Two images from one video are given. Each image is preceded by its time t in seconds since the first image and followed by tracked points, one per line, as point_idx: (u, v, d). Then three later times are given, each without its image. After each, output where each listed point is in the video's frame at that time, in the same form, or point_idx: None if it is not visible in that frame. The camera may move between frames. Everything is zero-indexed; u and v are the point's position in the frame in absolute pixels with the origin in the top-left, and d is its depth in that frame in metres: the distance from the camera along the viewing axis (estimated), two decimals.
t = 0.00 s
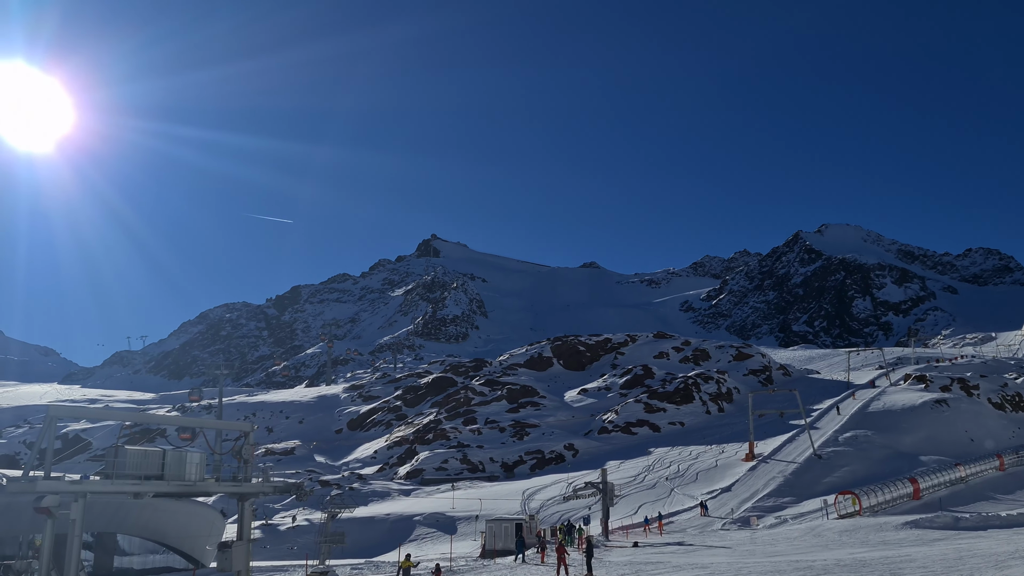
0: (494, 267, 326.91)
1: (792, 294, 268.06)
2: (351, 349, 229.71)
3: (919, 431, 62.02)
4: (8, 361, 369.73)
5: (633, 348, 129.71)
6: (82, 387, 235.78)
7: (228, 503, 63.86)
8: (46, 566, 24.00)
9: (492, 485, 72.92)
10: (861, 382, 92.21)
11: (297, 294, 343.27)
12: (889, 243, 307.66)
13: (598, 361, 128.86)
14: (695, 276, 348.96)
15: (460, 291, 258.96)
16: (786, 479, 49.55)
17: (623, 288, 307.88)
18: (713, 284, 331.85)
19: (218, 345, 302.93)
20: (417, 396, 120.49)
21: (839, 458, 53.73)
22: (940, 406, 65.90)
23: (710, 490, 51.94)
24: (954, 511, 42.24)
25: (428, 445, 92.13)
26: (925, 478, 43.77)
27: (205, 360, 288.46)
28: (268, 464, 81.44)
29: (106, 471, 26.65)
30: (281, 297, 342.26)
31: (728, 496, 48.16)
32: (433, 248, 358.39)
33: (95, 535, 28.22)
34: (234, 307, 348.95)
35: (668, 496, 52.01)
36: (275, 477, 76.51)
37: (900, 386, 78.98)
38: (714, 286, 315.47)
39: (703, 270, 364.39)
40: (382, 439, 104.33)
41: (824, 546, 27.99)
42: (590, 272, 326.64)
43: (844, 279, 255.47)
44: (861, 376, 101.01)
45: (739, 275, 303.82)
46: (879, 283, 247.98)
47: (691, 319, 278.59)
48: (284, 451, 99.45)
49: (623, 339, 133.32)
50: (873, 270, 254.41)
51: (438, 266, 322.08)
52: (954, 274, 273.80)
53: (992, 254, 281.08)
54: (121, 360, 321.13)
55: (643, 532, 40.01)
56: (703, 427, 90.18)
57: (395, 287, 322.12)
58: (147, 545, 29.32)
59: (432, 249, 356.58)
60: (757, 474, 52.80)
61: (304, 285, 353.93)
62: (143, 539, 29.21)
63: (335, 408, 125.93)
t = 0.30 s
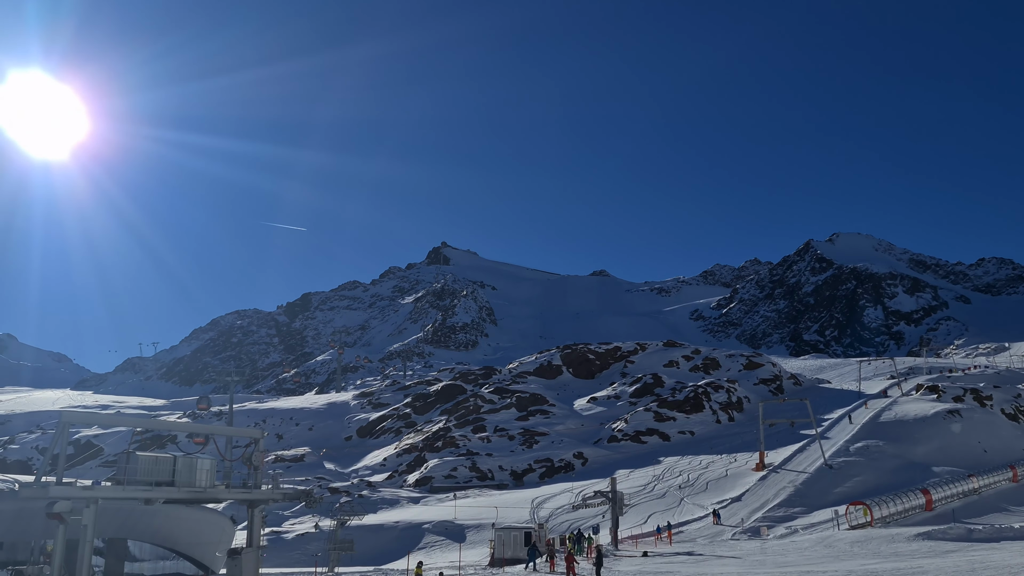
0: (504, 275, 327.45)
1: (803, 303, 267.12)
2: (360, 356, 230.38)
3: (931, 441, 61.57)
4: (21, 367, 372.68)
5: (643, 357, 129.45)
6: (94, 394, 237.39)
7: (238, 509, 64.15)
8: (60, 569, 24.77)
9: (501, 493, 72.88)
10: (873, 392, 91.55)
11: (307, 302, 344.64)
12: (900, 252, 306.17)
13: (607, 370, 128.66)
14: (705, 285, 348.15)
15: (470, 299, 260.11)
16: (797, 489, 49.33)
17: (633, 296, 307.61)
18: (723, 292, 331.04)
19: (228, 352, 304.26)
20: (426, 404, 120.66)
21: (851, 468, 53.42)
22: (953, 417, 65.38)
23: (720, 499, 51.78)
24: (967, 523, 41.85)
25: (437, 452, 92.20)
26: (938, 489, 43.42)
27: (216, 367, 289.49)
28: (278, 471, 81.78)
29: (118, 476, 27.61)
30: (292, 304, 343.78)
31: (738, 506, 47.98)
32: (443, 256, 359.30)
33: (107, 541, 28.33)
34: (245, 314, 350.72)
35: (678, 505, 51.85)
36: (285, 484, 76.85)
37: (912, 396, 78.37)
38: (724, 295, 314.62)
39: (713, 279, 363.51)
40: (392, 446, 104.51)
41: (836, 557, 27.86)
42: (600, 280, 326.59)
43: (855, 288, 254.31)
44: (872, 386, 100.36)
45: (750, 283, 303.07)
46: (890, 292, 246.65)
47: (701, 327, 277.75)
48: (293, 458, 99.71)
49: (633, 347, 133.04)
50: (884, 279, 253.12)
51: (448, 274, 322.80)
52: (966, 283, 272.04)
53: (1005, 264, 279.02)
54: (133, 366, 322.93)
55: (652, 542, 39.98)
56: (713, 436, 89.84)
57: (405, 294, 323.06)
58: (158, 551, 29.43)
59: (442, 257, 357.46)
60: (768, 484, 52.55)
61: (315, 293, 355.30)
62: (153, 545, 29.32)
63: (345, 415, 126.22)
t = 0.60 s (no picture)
0: (511, 284, 327.88)
1: (811, 313, 267.08)
2: (368, 365, 230.72)
3: (940, 453, 61.31)
4: (30, 374, 374.49)
5: (650, 366, 129.25)
6: (101, 401, 238.16)
7: (245, 517, 64.26)
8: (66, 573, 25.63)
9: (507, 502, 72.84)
10: (881, 403, 91.16)
11: (315, 309, 345.59)
12: (909, 263, 305.51)
13: (614, 379, 128.46)
14: (712, 295, 347.70)
15: (477, 308, 260.77)
16: (805, 501, 49.09)
17: (640, 306, 307.56)
18: (730, 302, 330.57)
19: (236, 359, 304.93)
20: (432, 412, 120.69)
21: (859, 479, 53.23)
22: (961, 428, 65.04)
23: (727, 510, 51.66)
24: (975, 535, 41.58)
25: (443, 461, 92.22)
26: (946, 500, 43.21)
27: (223, 374, 290.14)
28: (285, 479, 82.02)
29: (124, 483, 28.39)
30: (299, 312, 344.89)
31: (745, 516, 47.86)
32: (450, 264, 360.08)
33: (113, 547, 28.50)
34: (253, 322, 351.74)
35: (684, 515, 51.73)
36: (291, 492, 77.03)
37: (920, 408, 77.93)
38: (732, 305, 314.28)
39: (720, 289, 363.15)
40: (398, 455, 104.57)
41: (842, 570, 27.66)
42: (607, 289, 326.68)
43: (864, 298, 253.92)
44: (881, 397, 99.91)
45: (757, 293, 302.78)
46: (898, 302, 245.91)
47: (709, 337, 277.18)
48: (299, 466, 99.90)
49: (640, 357, 132.79)
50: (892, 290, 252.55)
51: (455, 283, 323.35)
52: (975, 294, 271.17)
53: (1015, 275, 277.82)
54: (140, 374, 324.07)
55: (657, 552, 40.01)
56: (719, 447, 89.53)
57: (413, 303, 323.71)
58: (164, 558, 29.48)
59: (449, 266, 358.12)
60: (774, 494, 52.41)
61: (322, 301, 356.23)
62: (160, 552, 29.39)
63: (351, 423, 126.30)
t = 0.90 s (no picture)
0: (518, 289, 328.10)
1: (819, 320, 266.34)
2: (374, 369, 231.03)
3: (949, 461, 61.03)
4: (38, 377, 376.01)
5: (657, 372, 129.00)
6: (109, 404, 238.92)
7: (251, 521, 64.38)
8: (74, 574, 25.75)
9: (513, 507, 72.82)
10: (889, 410, 90.78)
11: (322, 314, 346.38)
12: (917, 269, 304.62)
13: (621, 385, 128.31)
14: (719, 301, 347.17)
15: (483, 313, 260.90)
16: (812, 508, 48.96)
17: (647, 312, 307.38)
18: (738, 308, 329.95)
19: (243, 363, 305.63)
20: (439, 417, 120.73)
21: (867, 487, 53.00)
22: (970, 436, 64.70)
23: (733, 517, 51.56)
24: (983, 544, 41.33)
25: (450, 466, 92.29)
26: (954, 509, 43.00)
27: (230, 378, 290.70)
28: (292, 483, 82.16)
29: (133, 486, 28.58)
30: (306, 316, 345.68)
31: (752, 523, 47.76)
32: (457, 269, 360.66)
33: (120, 550, 28.70)
34: (261, 326, 352.81)
35: (691, 522, 51.63)
36: (297, 496, 77.18)
37: (928, 415, 77.61)
38: (739, 311, 313.76)
39: (728, 295, 362.57)
40: (404, 460, 104.73)
41: None
42: (613, 295, 326.53)
43: (872, 305, 253.52)
44: (889, 404, 99.55)
45: (765, 300, 302.78)
46: (906, 309, 245.10)
47: (715, 343, 276.73)
48: (306, 470, 100.04)
49: (647, 363, 132.55)
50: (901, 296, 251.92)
51: (462, 287, 323.67)
52: (984, 301, 269.97)
53: None
54: (148, 377, 324.91)
55: (664, 559, 39.92)
56: (726, 453, 89.33)
57: (420, 308, 324.08)
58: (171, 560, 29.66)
59: (456, 270, 358.68)
60: (782, 501, 52.24)
61: (329, 305, 357.07)
62: (167, 555, 29.72)
63: (358, 428, 126.43)
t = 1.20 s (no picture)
0: (522, 291, 328.05)
1: (823, 322, 265.94)
2: (379, 371, 231.17)
3: (954, 463, 60.87)
4: (44, 377, 376.77)
5: (662, 374, 128.77)
6: (114, 405, 239.29)
7: (256, 522, 64.51)
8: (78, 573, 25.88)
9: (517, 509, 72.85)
10: (895, 412, 90.60)
11: (326, 315, 346.57)
12: (922, 272, 303.98)
13: (625, 387, 128.22)
14: (724, 303, 346.74)
15: (488, 314, 260.91)
16: (817, 510, 48.88)
17: (651, 314, 307.11)
18: (742, 310, 329.45)
19: (247, 364, 305.92)
20: (444, 419, 120.75)
21: (872, 489, 52.90)
22: (976, 438, 64.52)
23: (738, 519, 51.51)
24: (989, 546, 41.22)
25: (454, 467, 92.34)
26: (959, 511, 42.91)
27: (234, 379, 291.02)
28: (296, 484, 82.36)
29: (137, 488, 28.78)
30: (311, 318, 346.05)
31: (757, 526, 47.72)
32: (461, 271, 360.83)
33: (125, 551, 28.64)
34: (265, 327, 353.23)
35: (695, 524, 51.55)
36: (301, 497, 77.36)
37: (934, 417, 77.40)
38: (743, 313, 313.25)
39: (732, 297, 362.03)
40: (408, 461, 104.88)
41: None
42: (618, 296, 326.29)
43: (877, 307, 253.20)
44: (894, 406, 99.30)
45: (771, 301, 303.16)
46: (911, 311, 244.57)
47: (720, 345, 276.39)
48: (310, 472, 100.15)
49: (651, 364, 132.34)
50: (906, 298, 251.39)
51: (466, 289, 323.75)
52: (990, 304, 269.20)
53: None
54: (153, 378, 325.66)
55: (668, 561, 39.89)
56: (731, 455, 89.20)
57: (424, 309, 324.29)
58: (176, 562, 29.52)
59: (461, 272, 358.81)
60: (787, 504, 52.14)
61: (334, 307, 357.32)
62: (172, 556, 29.49)
63: (362, 429, 126.56)
